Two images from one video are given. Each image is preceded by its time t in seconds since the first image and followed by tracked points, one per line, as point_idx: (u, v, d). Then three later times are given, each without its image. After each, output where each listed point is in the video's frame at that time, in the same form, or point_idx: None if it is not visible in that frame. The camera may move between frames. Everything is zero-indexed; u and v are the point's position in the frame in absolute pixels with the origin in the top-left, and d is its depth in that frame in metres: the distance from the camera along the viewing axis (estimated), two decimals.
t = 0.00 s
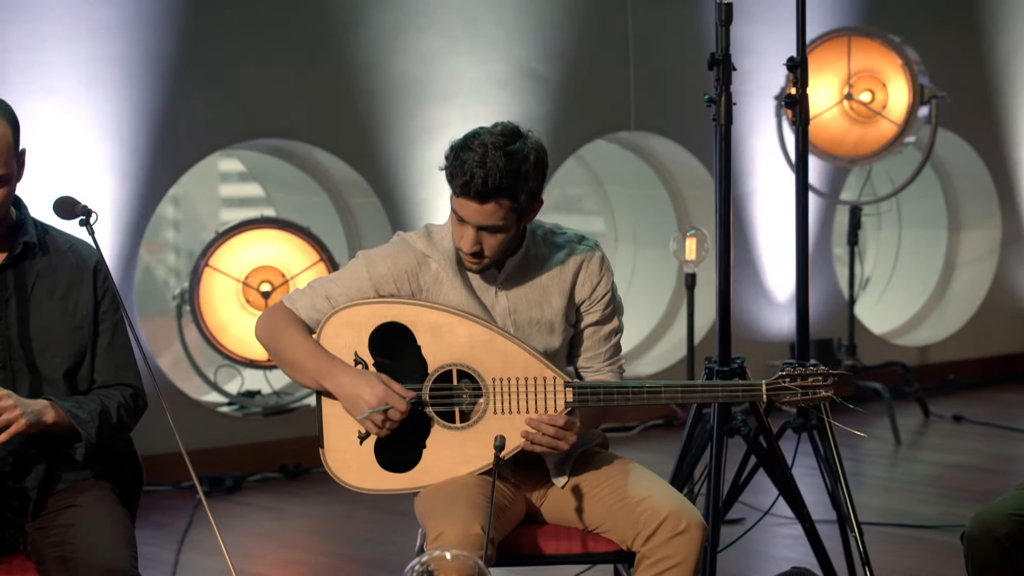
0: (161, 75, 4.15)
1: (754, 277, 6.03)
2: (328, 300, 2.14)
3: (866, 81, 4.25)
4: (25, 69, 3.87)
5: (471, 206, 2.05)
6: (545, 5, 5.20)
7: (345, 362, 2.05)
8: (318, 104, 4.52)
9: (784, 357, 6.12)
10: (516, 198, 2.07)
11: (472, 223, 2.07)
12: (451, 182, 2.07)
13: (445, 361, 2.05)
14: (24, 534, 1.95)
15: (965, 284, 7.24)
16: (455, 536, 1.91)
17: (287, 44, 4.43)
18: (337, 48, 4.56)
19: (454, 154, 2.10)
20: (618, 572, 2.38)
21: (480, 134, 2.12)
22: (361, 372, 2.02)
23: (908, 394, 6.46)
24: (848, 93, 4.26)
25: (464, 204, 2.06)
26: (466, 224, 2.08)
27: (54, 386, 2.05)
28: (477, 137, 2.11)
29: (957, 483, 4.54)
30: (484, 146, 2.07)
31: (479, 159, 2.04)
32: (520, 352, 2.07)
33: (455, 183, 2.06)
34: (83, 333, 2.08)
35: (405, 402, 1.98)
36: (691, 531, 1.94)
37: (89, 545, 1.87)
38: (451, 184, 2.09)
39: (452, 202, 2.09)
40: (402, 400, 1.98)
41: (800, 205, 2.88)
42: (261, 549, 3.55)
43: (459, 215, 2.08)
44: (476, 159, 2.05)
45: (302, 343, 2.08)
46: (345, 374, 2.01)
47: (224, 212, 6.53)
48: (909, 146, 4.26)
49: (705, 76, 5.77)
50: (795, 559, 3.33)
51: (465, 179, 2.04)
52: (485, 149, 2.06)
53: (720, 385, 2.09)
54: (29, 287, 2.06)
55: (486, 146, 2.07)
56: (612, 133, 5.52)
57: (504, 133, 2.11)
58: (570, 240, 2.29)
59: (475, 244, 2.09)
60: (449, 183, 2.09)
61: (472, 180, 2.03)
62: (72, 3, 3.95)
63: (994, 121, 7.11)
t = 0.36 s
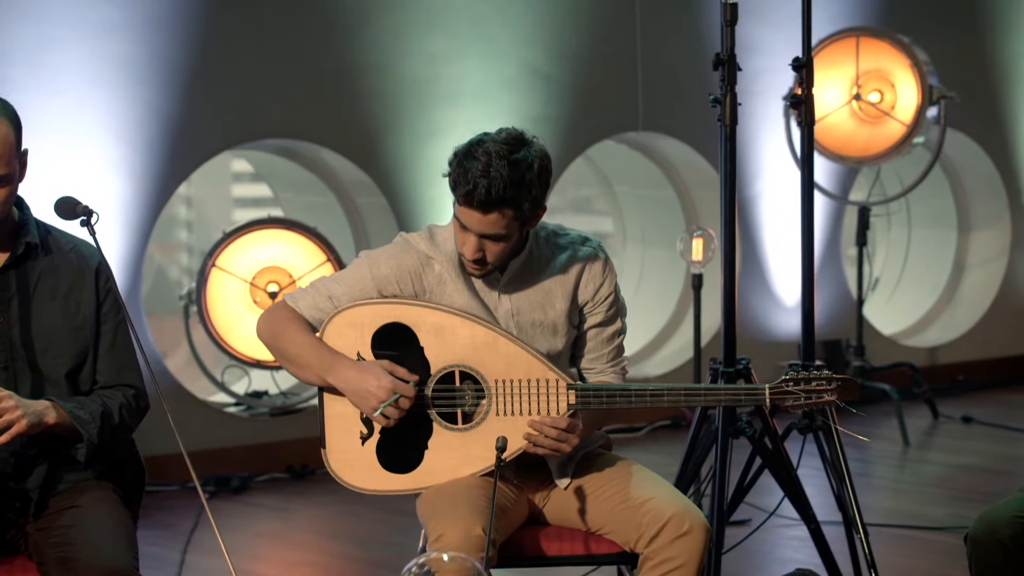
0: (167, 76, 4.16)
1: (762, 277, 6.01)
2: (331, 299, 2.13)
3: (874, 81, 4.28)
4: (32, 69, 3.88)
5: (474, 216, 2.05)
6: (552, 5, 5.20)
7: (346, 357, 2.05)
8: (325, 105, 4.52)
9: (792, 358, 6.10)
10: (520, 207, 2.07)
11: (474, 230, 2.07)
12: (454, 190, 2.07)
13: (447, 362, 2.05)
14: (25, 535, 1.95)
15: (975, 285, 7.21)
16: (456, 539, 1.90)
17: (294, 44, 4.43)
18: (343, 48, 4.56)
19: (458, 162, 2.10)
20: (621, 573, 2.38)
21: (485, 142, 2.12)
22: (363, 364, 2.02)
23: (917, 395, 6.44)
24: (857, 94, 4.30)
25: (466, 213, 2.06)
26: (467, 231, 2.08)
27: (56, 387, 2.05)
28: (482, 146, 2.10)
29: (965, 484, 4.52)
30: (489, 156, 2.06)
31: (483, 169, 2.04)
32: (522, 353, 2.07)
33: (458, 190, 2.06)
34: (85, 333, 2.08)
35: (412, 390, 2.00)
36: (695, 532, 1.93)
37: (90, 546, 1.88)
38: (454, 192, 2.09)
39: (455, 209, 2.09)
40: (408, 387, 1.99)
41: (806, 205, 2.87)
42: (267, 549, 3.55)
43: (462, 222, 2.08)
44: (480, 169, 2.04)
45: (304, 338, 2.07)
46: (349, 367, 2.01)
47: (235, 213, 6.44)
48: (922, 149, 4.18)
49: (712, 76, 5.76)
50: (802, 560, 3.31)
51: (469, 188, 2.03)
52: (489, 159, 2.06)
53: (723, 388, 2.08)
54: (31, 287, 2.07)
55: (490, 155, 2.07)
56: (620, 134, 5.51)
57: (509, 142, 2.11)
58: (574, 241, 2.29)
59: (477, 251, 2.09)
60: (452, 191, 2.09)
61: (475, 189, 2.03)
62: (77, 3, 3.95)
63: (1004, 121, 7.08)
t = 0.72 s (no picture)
0: (174, 77, 4.16)
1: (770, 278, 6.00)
2: (337, 298, 2.12)
3: (883, 82, 4.23)
4: (41, 70, 3.87)
5: (483, 217, 2.05)
6: (560, 5, 5.19)
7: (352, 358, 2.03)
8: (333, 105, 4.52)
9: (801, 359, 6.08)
10: (530, 210, 2.06)
11: (482, 232, 2.07)
12: (463, 191, 2.06)
13: (453, 363, 2.04)
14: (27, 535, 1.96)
15: (984, 287, 7.18)
16: (460, 542, 1.90)
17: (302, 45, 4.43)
18: (351, 49, 4.56)
19: (467, 163, 2.10)
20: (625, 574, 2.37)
21: (495, 143, 2.11)
22: (369, 365, 2.01)
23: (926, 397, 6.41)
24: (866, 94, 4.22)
25: (475, 214, 2.06)
26: (476, 232, 2.08)
27: (58, 388, 2.06)
28: (492, 147, 2.10)
29: (974, 486, 4.50)
30: (499, 157, 2.06)
31: (493, 171, 2.03)
32: (528, 355, 2.05)
33: (468, 191, 2.06)
34: (87, 335, 2.09)
35: (417, 390, 1.99)
36: (699, 534, 1.92)
37: (91, 548, 1.88)
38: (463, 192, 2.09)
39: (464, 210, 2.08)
40: (413, 388, 1.99)
41: (813, 205, 2.86)
42: (275, 551, 3.55)
43: (471, 223, 2.07)
44: (490, 170, 2.04)
45: (309, 338, 2.06)
46: (354, 369, 2.00)
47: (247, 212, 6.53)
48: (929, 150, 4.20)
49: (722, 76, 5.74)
50: (809, 562, 3.30)
51: (479, 190, 2.03)
52: (500, 160, 2.05)
53: (729, 393, 2.07)
54: (35, 288, 2.07)
55: (500, 157, 2.06)
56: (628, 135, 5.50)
57: (520, 143, 2.10)
58: (580, 243, 2.27)
59: (485, 252, 2.09)
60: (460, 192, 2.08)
61: (485, 191, 2.03)
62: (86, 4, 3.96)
63: (1013, 122, 7.05)
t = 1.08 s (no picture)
0: (178, 81, 4.16)
1: (774, 282, 5.99)
2: (336, 303, 2.11)
3: (887, 85, 4.23)
4: (43, 73, 3.88)
5: (485, 221, 2.04)
6: (564, 9, 5.19)
7: (351, 363, 2.03)
8: (337, 109, 4.52)
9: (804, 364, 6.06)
10: (531, 213, 2.05)
11: (484, 236, 2.06)
12: (464, 195, 2.05)
13: (452, 368, 2.03)
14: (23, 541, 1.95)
15: (990, 292, 7.16)
16: (458, 548, 1.89)
17: (305, 48, 4.43)
18: (353, 52, 4.56)
19: (470, 167, 2.08)
20: None
21: (496, 147, 2.11)
22: (367, 373, 2.01)
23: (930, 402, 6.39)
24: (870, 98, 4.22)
25: (476, 218, 2.05)
26: (478, 236, 2.07)
27: (56, 392, 2.06)
28: (493, 150, 2.09)
29: (979, 491, 4.48)
30: (501, 160, 2.05)
31: (495, 174, 2.03)
32: (527, 360, 2.05)
33: (470, 195, 2.05)
34: (85, 339, 2.09)
35: (411, 406, 1.99)
36: (699, 540, 1.92)
37: (90, 554, 1.88)
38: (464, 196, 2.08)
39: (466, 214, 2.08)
40: (407, 401, 1.98)
41: (815, 209, 2.85)
42: (277, 555, 3.54)
43: (472, 227, 2.07)
44: (491, 173, 2.03)
45: (308, 343, 2.06)
46: (351, 376, 1.99)
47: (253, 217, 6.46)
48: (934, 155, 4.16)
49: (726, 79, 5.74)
50: (811, 568, 3.28)
51: (481, 194, 2.02)
52: (501, 163, 2.05)
53: (728, 399, 2.06)
54: (34, 291, 2.07)
55: (501, 160, 2.05)
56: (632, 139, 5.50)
57: (521, 147, 2.10)
58: (581, 248, 2.26)
59: (486, 256, 2.08)
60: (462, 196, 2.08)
61: (486, 195, 2.02)
62: (90, 8, 3.97)
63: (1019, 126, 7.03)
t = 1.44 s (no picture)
0: (177, 83, 4.15)
1: (774, 285, 5.98)
2: (332, 305, 2.11)
3: (889, 88, 4.24)
4: (43, 75, 3.88)
5: (482, 223, 2.04)
6: (565, 12, 5.19)
7: (346, 365, 2.02)
8: (338, 112, 4.52)
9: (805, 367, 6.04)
10: (529, 216, 2.05)
11: (482, 238, 2.06)
12: (462, 198, 2.05)
13: (447, 372, 2.03)
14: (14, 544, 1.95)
15: (992, 295, 7.15)
16: (452, 552, 1.88)
17: (306, 51, 4.43)
18: (352, 55, 4.55)
19: (467, 170, 2.08)
20: None
21: (493, 148, 2.10)
22: (362, 373, 2.00)
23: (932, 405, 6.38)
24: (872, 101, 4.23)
25: (474, 222, 2.05)
26: (475, 239, 2.07)
27: (50, 396, 2.05)
28: (490, 152, 2.09)
29: (980, 495, 4.46)
30: (498, 161, 2.05)
31: (492, 176, 2.02)
32: (523, 364, 2.04)
33: (467, 197, 2.04)
34: (81, 343, 2.08)
35: (410, 400, 1.98)
36: (694, 544, 1.91)
37: (82, 559, 1.87)
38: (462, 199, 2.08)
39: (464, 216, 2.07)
40: (406, 398, 1.98)
41: (813, 213, 2.84)
42: (275, 559, 3.53)
43: (470, 230, 2.06)
44: (488, 175, 2.03)
45: (304, 346, 2.05)
46: (347, 378, 1.98)
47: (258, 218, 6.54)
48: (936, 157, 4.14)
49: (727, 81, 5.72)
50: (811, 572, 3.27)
51: (478, 197, 2.02)
52: (498, 163, 2.04)
53: (724, 404, 2.05)
54: (32, 294, 2.07)
55: (498, 162, 2.05)
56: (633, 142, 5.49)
57: (517, 147, 2.09)
58: (578, 251, 2.25)
59: (484, 260, 2.07)
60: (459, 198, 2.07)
61: (483, 197, 2.01)
62: (90, 10, 3.97)
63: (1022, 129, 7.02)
